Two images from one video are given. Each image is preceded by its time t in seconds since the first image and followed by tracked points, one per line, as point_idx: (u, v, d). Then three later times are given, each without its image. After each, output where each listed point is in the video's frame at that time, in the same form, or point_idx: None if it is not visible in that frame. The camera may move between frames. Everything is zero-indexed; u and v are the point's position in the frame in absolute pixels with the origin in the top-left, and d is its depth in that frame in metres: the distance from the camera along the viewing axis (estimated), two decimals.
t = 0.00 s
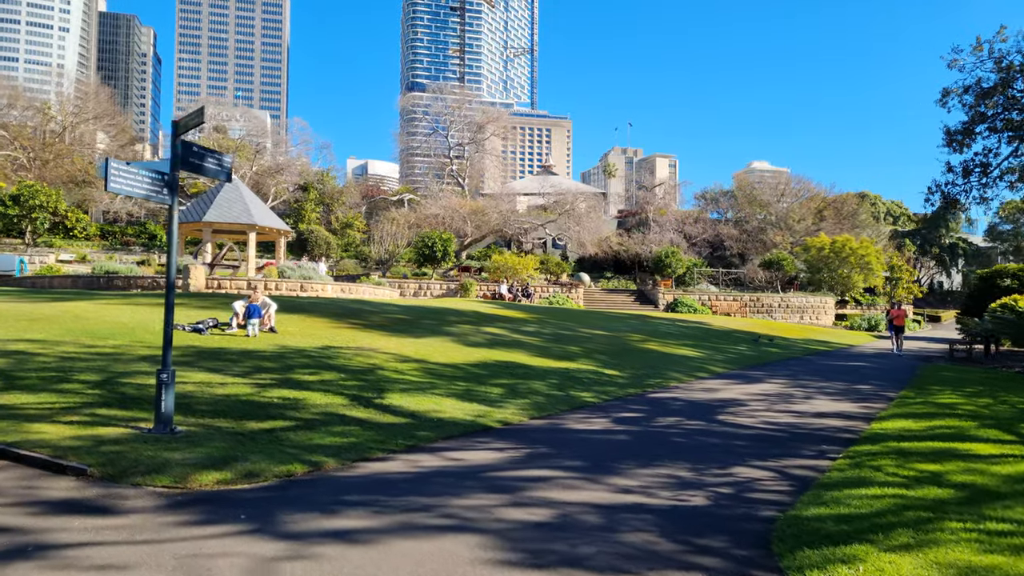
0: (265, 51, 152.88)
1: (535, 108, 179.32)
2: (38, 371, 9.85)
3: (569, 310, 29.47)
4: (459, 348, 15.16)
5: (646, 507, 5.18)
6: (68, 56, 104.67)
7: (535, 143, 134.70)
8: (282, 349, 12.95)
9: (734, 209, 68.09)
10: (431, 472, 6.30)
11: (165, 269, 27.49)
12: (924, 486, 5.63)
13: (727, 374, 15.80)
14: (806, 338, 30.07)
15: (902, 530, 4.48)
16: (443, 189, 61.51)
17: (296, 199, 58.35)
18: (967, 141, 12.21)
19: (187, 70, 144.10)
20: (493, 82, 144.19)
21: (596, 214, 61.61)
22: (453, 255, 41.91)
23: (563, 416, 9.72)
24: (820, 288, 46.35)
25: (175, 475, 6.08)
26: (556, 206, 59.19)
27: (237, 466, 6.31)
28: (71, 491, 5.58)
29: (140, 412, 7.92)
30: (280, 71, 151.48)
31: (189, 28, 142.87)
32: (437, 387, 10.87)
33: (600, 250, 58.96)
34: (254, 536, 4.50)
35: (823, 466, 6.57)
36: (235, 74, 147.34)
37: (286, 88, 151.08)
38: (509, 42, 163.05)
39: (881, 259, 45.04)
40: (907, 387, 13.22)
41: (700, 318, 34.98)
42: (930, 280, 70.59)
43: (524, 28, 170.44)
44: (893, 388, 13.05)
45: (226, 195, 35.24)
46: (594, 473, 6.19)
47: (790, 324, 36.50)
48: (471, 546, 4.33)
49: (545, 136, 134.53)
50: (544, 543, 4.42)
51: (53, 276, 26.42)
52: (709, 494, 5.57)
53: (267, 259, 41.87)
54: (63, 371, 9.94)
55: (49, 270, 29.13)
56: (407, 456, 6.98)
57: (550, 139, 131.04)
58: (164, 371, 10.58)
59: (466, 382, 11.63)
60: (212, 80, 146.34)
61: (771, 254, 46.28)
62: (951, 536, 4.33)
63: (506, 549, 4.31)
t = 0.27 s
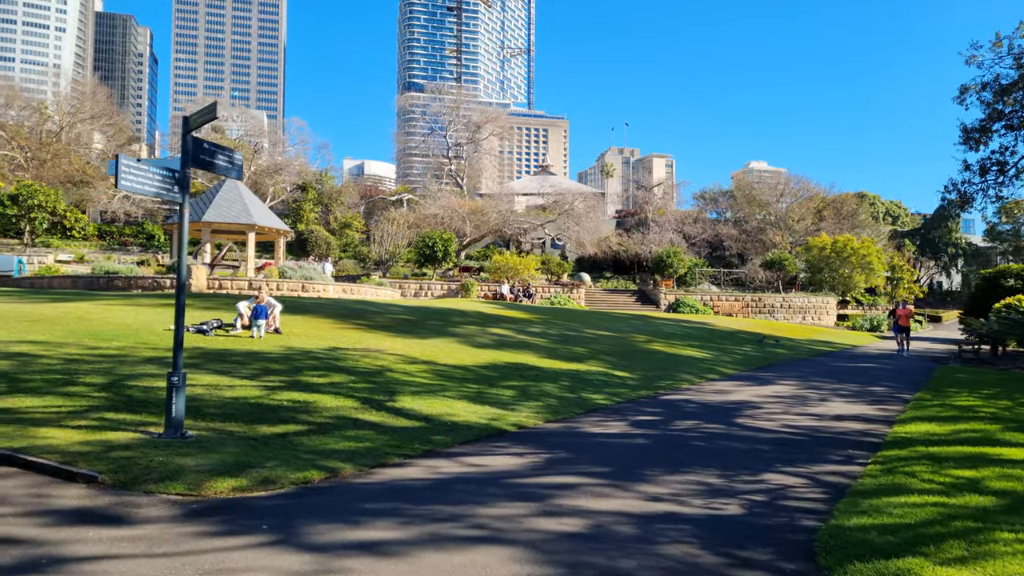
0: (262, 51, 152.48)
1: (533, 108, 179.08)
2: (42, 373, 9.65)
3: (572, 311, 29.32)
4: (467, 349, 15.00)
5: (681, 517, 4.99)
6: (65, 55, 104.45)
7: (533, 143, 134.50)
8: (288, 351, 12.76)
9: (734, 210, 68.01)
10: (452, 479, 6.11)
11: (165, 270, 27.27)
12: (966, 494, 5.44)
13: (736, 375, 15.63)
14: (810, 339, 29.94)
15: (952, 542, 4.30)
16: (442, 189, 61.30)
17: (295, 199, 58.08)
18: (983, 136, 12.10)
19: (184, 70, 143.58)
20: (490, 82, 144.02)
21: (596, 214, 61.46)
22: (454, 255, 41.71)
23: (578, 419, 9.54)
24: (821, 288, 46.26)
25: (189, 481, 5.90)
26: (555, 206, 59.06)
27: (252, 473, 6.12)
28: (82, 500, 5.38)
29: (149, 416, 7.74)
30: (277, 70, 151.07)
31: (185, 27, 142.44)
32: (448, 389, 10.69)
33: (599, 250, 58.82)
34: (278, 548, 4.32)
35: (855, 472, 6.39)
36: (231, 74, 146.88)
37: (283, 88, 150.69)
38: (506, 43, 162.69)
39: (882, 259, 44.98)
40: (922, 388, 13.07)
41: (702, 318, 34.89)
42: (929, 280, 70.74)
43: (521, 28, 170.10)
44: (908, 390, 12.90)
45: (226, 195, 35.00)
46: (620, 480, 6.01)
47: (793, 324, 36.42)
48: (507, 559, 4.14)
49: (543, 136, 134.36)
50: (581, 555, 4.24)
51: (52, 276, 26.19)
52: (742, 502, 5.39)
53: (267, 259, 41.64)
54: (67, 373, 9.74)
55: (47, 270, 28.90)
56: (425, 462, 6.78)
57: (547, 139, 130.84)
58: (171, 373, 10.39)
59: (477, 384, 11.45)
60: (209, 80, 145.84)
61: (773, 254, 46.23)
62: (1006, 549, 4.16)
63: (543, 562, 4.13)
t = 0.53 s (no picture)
0: (260, 51, 152.11)
1: (531, 108, 178.87)
2: (48, 375, 9.46)
3: (576, 311, 29.15)
4: (476, 350, 14.82)
5: (722, 528, 4.80)
6: (63, 54, 104.33)
7: (532, 143, 134.34)
8: (297, 352, 12.54)
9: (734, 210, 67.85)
10: (477, 486, 5.93)
11: (166, 269, 27.07)
12: (1014, 504, 5.24)
13: (749, 378, 15.44)
14: (816, 340, 29.78)
15: (1010, 554, 4.13)
16: (442, 189, 61.09)
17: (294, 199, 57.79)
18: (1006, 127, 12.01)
19: (182, 70, 143.15)
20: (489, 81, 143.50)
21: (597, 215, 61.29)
22: (456, 256, 41.49)
23: (596, 422, 9.33)
24: (824, 288, 46.13)
25: (206, 489, 5.70)
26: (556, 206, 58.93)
27: (270, 480, 5.94)
28: (98, 508, 5.20)
29: (160, 420, 7.54)
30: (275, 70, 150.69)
31: (183, 27, 142.04)
32: (461, 392, 10.50)
33: (600, 250, 58.67)
34: (305, 563, 4.12)
35: (891, 480, 6.20)
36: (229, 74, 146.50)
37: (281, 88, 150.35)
38: (504, 43, 162.41)
39: (883, 259, 44.91)
40: (939, 391, 12.90)
41: (705, 319, 34.76)
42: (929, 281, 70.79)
43: (519, 28, 169.67)
44: (924, 392, 12.73)
45: (226, 195, 34.76)
46: (651, 487, 5.82)
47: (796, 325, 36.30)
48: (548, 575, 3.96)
49: (541, 136, 134.17)
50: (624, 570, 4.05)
51: (53, 275, 25.98)
52: (781, 511, 5.21)
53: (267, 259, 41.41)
54: (74, 375, 9.55)
55: (47, 270, 28.67)
56: (447, 468, 6.60)
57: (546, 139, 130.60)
58: (179, 374, 10.20)
59: (489, 386, 11.25)
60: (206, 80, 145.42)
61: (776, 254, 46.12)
62: None
63: None
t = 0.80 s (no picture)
0: (258, 52, 151.80)
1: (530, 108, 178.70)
2: (55, 379, 9.29)
3: (581, 312, 28.97)
4: (485, 352, 14.64)
5: (765, 542, 4.61)
6: (60, 55, 104.10)
7: (531, 144, 134.21)
8: (305, 355, 12.36)
9: (735, 210, 67.71)
10: (503, 495, 5.74)
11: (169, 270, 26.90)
12: None
13: (760, 380, 15.29)
14: (821, 341, 29.66)
15: None
16: (442, 190, 60.91)
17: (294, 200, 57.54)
18: None
19: (180, 71, 142.83)
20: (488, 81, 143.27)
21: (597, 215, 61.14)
22: (459, 257, 41.28)
23: (614, 428, 9.16)
24: (826, 289, 46.03)
25: (225, 499, 5.52)
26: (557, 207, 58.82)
27: (290, 490, 5.75)
28: (114, 521, 5.01)
29: (173, 426, 7.37)
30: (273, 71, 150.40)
31: (181, 28, 141.71)
32: (475, 395, 10.33)
33: (601, 251, 58.54)
34: None
35: (930, 489, 6.01)
36: (227, 75, 146.20)
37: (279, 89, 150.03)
38: (502, 44, 162.18)
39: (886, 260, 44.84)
40: (956, 394, 12.75)
41: (710, 320, 34.62)
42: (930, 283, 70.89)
43: (518, 29, 169.39)
44: (942, 395, 12.57)
45: (227, 195, 34.57)
46: (684, 497, 5.65)
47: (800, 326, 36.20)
48: None
49: (539, 137, 134.02)
50: None
51: (55, 277, 25.80)
52: (824, 523, 5.02)
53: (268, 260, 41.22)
54: (81, 379, 9.36)
55: (48, 271, 28.49)
56: (469, 476, 6.41)
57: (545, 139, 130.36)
58: (188, 378, 10.02)
59: (502, 389, 11.07)
60: (204, 81, 145.07)
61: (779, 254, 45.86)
62: None
63: None
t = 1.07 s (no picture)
0: (257, 51, 151.35)
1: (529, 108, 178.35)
2: (63, 380, 9.10)
3: (586, 312, 28.79)
4: (495, 353, 14.49)
5: (816, 555, 4.42)
6: (58, 53, 103.78)
7: (531, 144, 133.94)
8: (315, 355, 12.17)
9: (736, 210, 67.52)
10: (533, 503, 5.55)
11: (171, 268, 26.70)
12: None
13: (774, 381, 15.10)
14: (828, 342, 29.49)
15: None
16: (443, 189, 60.68)
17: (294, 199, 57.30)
18: None
19: (178, 70, 142.51)
20: (487, 80, 142.92)
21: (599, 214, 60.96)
22: (462, 256, 41.08)
23: (634, 430, 8.97)
24: (830, 288, 45.89)
25: (246, 506, 5.33)
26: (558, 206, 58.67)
27: (313, 496, 5.56)
28: (133, 529, 4.82)
29: (186, 429, 7.17)
30: (272, 70, 149.92)
31: (179, 27, 141.39)
32: (490, 397, 10.16)
33: (602, 250, 58.38)
34: None
35: (972, 496, 5.83)
36: (226, 74, 145.76)
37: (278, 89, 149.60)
38: (501, 44, 161.76)
39: (890, 260, 44.73)
40: (976, 396, 12.57)
41: (714, 320, 34.46)
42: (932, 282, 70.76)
43: (517, 27, 168.87)
44: (961, 397, 12.40)
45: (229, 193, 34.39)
46: (722, 505, 5.45)
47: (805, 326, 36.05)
48: None
49: (538, 137, 133.79)
50: None
51: (56, 276, 25.58)
52: (873, 533, 4.83)
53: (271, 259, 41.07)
54: (90, 381, 9.18)
55: (49, 271, 28.30)
56: (495, 481, 6.22)
57: (543, 139, 130.15)
58: (197, 379, 9.83)
59: (517, 391, 10.87)
60: (203, 80, 144.66)
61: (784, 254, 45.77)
62: None
63: None
